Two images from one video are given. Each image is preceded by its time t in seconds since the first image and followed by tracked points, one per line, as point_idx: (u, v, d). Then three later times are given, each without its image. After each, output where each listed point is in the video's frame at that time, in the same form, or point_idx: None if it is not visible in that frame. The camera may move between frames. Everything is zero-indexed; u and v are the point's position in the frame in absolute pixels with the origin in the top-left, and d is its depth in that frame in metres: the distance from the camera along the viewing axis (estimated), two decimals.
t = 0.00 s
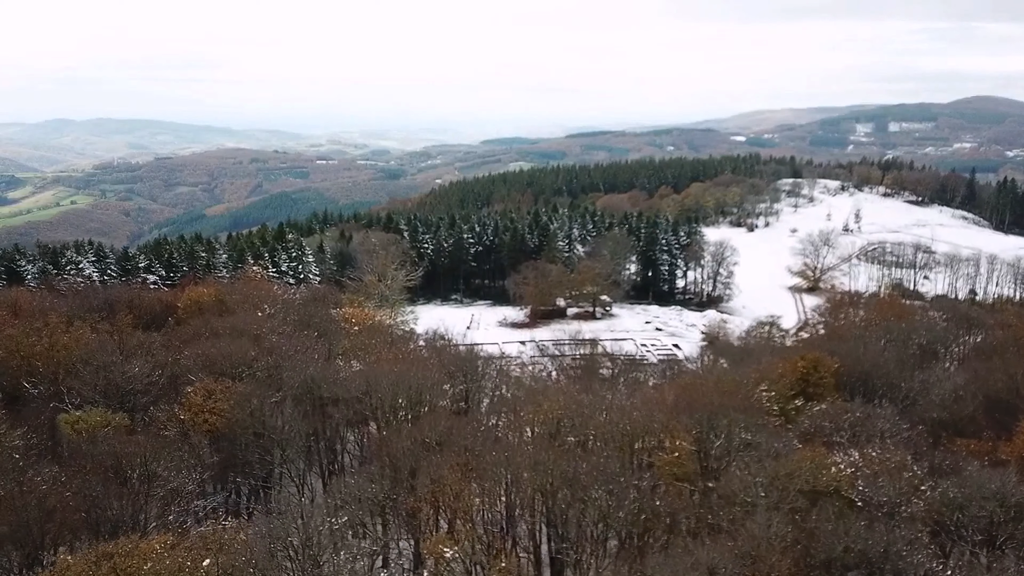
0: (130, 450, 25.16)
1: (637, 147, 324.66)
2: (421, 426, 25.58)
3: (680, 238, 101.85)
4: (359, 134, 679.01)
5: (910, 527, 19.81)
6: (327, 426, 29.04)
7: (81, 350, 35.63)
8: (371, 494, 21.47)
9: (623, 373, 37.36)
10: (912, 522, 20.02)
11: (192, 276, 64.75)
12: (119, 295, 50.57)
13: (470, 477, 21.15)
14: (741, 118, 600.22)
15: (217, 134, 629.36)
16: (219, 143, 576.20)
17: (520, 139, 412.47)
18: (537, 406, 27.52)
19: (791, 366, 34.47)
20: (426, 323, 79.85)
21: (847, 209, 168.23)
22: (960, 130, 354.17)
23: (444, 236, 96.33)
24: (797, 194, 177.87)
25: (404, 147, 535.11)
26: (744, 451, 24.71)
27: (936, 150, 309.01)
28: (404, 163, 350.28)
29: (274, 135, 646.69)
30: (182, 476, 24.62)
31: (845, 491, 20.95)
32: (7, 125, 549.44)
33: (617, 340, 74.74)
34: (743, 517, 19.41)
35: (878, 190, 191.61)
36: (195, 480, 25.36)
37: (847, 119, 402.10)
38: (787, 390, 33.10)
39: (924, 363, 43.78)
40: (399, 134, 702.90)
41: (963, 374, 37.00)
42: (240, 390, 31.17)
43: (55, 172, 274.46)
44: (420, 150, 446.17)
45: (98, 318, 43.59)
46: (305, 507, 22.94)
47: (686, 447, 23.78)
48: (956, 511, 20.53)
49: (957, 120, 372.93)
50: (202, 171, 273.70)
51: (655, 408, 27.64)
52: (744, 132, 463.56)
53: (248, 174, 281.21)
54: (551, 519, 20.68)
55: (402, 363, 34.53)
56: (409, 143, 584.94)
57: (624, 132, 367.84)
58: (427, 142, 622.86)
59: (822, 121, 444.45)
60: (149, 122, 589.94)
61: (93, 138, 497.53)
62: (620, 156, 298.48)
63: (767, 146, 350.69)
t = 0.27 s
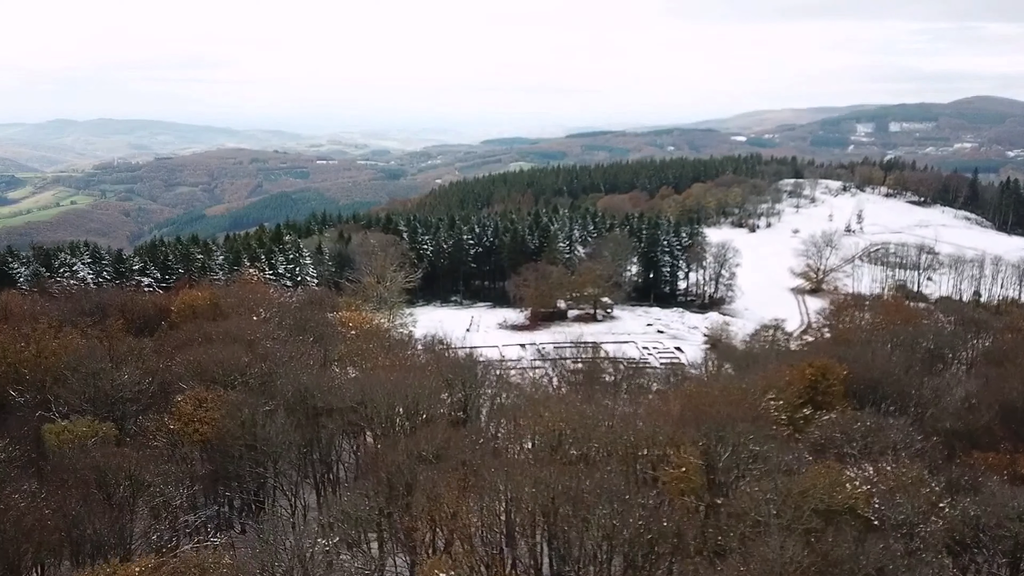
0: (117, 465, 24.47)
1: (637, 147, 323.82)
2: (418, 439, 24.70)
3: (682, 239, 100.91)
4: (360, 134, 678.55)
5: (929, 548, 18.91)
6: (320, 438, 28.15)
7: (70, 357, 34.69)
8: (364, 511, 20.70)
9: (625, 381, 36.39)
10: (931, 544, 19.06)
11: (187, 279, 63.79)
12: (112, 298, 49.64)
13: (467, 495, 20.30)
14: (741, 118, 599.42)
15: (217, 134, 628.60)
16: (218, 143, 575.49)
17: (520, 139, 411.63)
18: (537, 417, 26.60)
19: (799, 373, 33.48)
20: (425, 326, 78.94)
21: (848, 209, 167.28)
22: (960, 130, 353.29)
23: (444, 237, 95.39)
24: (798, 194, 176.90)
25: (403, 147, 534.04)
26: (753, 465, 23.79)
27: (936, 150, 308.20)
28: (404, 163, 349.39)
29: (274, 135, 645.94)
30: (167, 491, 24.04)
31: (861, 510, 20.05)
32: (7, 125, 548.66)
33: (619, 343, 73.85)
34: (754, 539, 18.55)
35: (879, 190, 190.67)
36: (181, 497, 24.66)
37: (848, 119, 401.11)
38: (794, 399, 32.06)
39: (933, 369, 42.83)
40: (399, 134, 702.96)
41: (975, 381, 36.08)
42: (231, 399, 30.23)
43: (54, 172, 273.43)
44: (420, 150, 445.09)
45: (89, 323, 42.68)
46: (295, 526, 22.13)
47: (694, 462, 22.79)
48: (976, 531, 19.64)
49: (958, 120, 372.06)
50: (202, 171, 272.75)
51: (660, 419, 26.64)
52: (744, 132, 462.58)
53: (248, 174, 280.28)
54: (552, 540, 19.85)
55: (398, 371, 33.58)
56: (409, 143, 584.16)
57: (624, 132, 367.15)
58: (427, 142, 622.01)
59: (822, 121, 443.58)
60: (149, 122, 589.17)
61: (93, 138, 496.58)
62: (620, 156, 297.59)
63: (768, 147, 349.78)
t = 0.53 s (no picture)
0: (101, 483, 23.65)
1: (637, 147, 322.89)
2: (413, 454, 23.90)
3: (684, 241, 99.88)
4: (360, 134, 677.64)
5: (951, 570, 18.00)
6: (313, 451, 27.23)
7: (57, 364, 33.71)
8: (357, 531, 19.99)
9: (629, 388, 35.35)
10: (953, 567, 18.18)
11: (183, 281, 62.81)
12: (104, 302, 48.65)
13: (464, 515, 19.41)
14: (741, 118, 598.25)
15: (217, 134, 627.67)
16: (218, 143, 574.65)
17: (520, 139, 410.65)
18: (538, 429, 25.63)
19: (809, 381, 32.47)
20: (424, 329, 77.95)
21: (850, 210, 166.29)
22: (961, 130, 352.18)
23: (443, 238, 94.38)
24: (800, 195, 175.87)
25: (403, 147, 532.76)
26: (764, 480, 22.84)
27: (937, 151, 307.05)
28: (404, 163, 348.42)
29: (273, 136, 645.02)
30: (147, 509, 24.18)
31: (878, 531, 19.13)
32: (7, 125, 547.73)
33: (620, 346, 72.90)
34: (766, 561, 17.64)
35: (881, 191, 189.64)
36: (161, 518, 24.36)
37: (848, 119, 399.96)
38: (803, 408, 31.05)
39: (943, 376, 41.79)
40: (399, 134, 702.68)
41: (989, 390, 35.08)
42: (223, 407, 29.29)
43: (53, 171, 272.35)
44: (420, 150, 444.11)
45: (80, 328, 41.73)
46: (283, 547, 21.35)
47: (702, 478, 21.92)
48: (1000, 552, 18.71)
49: (958, 120, 370.93)
50: (201, 171, 271.73)
51: (665, 430, 25.72)
52: (745, 132, 461.52)
53: (247, 174, 279.27)
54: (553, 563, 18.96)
55: (394, 379, 32.60)
56: (410, 143, 582.78)
57: (624, 132, 366.24)
58: (427, 142, 621.02)
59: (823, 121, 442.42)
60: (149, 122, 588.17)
61: (93, 138, 495.91)
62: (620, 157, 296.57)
63: (768, 147, 348.57)
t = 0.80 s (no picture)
0: (79, 499, 22.60)
1: (637, 147, 321.68)
2: (408, 470, 22.91)
3: (686, 241, 98.70)
4: (360, 134, 676.58)
5: None
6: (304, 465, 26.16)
7: (42, 373, 32.64)
8: (348, 556, 18.92)
9: (632, 398, 34.26)
10: None
11: (177, 284, 61.79)
12: (94, 306, 47.61)
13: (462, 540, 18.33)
14: (741, 118, 596.79)
15: (217, 134, 626.63)
16: (218, 142, 573.58)
17: (519, 139, 409.48)
18: (539, 444, 24.58)
19: (819, 389, 31.33)
20: (423, 332, 76.86)
21: (852, 210, 165.17)
22: (961, 130, 350.87)
23: (443, 239, 93.27)
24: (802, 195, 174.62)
25: (403, 147, 531.64)
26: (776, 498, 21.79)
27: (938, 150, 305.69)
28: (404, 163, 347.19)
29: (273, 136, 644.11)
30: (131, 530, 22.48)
31: (900, 555, 18.04)
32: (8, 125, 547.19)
33: (622, 350, 71.80)
34: None
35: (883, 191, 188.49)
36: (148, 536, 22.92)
37: (848, 119, 398.63)
38: (813, 419, 29.91)
39: (955, 383, 40.62)
40: (399, 134, 701.17)
41: (1004, 399, 33.95)
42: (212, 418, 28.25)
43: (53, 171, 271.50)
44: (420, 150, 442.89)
45: (68, 334, 40.70)
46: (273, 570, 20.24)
47: (712, 498, 20.88)
48: None
49: (959, 120, 369.59)
50: (200, 171, 270.71)
51: (672, 444, 24.66)
52: (745, 132, 460.11)
53: (247, 174, 278.34)
54: None
55: (390, 388, 31.53)
56: (410, 143, 581.77)
57: (624, 132, 365.10)
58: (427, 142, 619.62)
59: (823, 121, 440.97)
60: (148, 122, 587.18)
61: (93, 138, 495.04)
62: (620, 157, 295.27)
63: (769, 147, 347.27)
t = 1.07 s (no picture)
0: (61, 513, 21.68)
1: (638, 143, 320.20)
2: (404, 482, 21.97)
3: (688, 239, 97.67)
4: (360, 131, 675.19)
5: None
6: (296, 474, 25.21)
7: (27, 377, 31.67)
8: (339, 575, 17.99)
9: (637, 402, 33.31)
10: None
11: (172, 283, 60.88)
12: (86, 306, 46.69)
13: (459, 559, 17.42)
14: (742, 114, 594.57)
15: (217, 130, 625.19)
16: (218, 139, 572.18)
17: (520, 135, 408.13)
18: (540, 453, 23.63)
19: (829, 393, 30.31)
20: (422, 331, 75.90)
21: (855, 207, 164.02)
22: (963, 126, 349.06)
23: (443, 237, 92.27)
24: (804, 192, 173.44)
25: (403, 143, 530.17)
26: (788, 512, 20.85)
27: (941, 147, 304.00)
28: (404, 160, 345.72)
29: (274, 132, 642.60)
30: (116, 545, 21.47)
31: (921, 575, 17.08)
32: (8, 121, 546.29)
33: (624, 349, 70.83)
34: None
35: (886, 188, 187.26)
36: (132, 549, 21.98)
37: (850, 115, 396.77)
38: (823, 425, 28.91)
39: (966, 386, 39.61)
40: (399, 131, 699.25)
41: (1018, 404, 32.98)
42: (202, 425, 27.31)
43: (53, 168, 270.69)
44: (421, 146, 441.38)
45: (59, 336, 39.88)
46: None
47: (721, 513, 19.93)
48: None
49: (961, 116, 367.69)
50: (200, 167, 269.71)
51: (679, 454, 23.70)
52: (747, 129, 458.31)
53: (246, 171, 277.26)
54: None
55: (386, 393, 30.60)
56: (410, 140, 580.35)
57: (625, 128, 363.39)
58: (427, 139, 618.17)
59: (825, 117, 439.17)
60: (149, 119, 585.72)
61: (93, 134, 493.67)
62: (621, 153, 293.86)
63: (770, 143, 345.51)
